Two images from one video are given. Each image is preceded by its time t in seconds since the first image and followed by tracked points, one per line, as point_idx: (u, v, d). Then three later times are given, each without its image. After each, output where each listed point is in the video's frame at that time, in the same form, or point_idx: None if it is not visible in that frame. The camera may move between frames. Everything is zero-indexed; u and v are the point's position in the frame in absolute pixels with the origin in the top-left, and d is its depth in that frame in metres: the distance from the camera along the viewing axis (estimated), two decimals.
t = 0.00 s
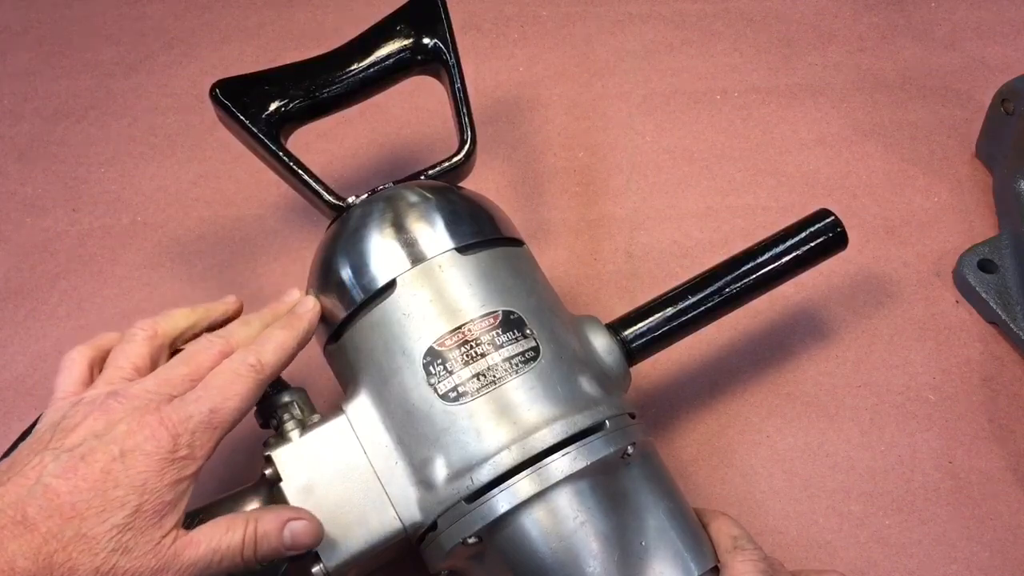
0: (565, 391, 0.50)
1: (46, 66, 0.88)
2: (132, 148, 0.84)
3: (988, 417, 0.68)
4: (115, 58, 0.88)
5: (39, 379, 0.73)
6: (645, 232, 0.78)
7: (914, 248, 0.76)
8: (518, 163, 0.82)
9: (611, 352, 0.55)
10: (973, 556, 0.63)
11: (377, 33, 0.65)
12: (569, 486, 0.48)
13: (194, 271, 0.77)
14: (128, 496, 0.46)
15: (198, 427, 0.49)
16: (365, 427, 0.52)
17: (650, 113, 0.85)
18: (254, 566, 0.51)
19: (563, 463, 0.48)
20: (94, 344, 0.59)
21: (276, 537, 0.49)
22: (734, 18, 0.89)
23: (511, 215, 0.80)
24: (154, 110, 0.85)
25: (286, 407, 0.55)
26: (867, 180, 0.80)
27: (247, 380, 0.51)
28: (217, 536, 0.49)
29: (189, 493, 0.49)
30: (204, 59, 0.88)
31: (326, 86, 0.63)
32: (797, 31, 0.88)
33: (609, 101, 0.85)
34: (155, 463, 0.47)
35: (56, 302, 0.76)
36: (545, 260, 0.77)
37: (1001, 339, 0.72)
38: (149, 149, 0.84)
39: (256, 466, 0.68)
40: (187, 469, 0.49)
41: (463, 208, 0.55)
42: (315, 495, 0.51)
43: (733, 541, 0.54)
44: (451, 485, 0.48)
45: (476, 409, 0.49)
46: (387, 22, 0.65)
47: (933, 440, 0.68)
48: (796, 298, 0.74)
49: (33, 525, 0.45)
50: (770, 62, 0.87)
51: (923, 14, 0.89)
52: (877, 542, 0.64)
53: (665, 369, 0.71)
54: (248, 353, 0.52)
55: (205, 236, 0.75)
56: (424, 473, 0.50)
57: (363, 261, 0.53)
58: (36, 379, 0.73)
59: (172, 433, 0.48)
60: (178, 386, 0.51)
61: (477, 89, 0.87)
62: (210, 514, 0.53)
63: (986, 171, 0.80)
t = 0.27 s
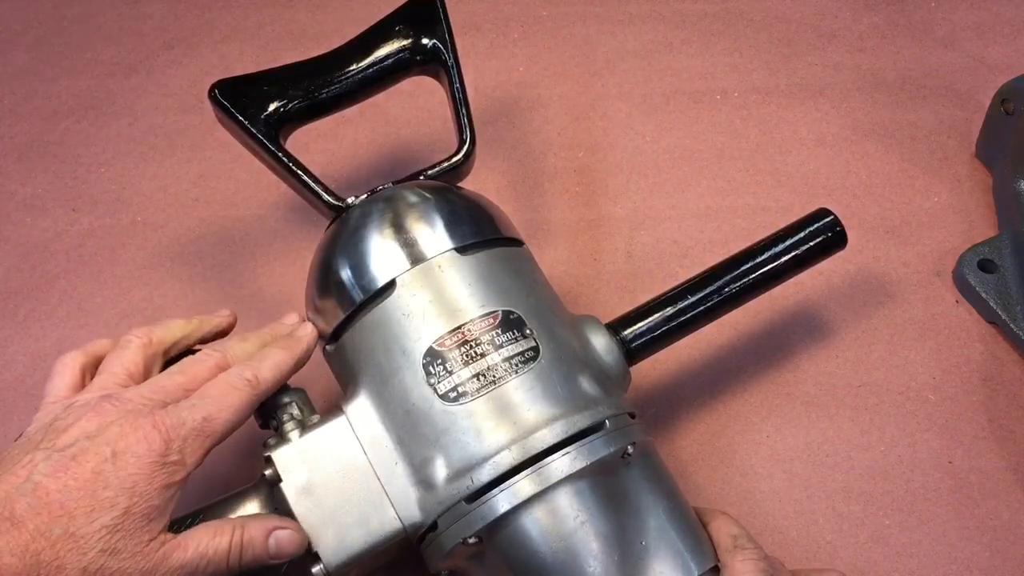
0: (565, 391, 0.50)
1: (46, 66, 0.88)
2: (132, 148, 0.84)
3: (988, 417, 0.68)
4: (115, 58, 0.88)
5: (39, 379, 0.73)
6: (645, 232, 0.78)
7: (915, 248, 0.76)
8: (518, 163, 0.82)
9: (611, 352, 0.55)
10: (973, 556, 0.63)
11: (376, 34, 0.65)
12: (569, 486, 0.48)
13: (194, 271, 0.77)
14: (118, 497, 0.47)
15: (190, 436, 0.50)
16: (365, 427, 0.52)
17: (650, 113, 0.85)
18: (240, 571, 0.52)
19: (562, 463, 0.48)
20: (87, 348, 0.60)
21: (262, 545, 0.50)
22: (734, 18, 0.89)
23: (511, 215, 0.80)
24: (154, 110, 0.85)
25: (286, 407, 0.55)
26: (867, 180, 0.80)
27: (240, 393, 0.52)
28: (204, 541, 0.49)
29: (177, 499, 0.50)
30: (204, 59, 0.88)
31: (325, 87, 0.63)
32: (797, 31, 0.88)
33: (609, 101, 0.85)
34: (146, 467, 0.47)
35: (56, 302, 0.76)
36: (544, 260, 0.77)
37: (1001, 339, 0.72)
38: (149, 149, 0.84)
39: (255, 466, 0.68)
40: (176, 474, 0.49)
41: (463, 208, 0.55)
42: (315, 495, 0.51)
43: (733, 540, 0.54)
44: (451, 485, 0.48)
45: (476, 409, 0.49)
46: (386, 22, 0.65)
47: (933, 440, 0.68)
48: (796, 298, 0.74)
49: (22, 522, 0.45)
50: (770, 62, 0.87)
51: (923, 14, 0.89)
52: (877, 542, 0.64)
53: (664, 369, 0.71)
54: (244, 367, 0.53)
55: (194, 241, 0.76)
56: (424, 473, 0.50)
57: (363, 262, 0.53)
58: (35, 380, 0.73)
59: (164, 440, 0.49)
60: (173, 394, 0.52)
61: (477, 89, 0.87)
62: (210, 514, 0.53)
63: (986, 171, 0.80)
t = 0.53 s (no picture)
0: (565, 391, 0.50)
1: (47, 66, 0.88)
2: (132, 148, 0.84)
3: (988, 416, 0.68)
4: (116, 58, 0.89)
5: (39, 379, 0.73)
6: (645, 232, 0.78)
7: (915, 248, 0.76)
8: (518, 163, 0.82)
9: (611, 352, 0.55)
10: (974, 556, 0.63)
11: (376, 34, 0.65)
12: (569, 486, 0.48)
13: (194, 271, 0.77)
14: (119, 492, 0.47)
15: (191, 434, 0.50)
16: (365, 427, 0.52)
17: (650, 113, 0.85)
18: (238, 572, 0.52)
19: (562, 463, 0.48)
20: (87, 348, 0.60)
21: (260, 545, 0.50)
22: (734, 18, 0.89)
23: (511, 216, 0.80)
24: (154, 110, 0.85)
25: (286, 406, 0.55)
26: (867, 180, 0.80)
27: (240, 393, 0.52)
28: (202, 540, 0.49)
29: (174, 496, 0.50)
30: (204, 59, 0.88)
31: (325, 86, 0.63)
32: (797, 31, 0.88)
33: (609, 100, 0.85)
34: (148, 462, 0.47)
35: (56, 302, 0.76)
36: (544, 260, 0.77)
37: (1001, 339, 0.72)
38: (149, 149, 0.84)
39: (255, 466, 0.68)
40: (175, 472, 0.49)
41: (463, 208, 0.55)
42: (315, 495, 0.51)
43: (733, 541, 0.54)
44: (451, 485, 0.48)
45: (476, 409, 0.49)
46: (386, 22, 0.65)
47: (933, 440, 0.68)
48: (796, 298, 0.74)
49: (20, 517, 0.45)
50: (770, 62, 0.87)
51: (923, 14, 0.89)
52: (877, 542, 0.64)
53: (664, 369, 0.71)
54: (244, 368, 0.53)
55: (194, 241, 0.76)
56: (424, 472, 0.50)
57: (363, 262, 0.53)
58: (35, 379, 0.73)
59: (165, 436, 0.49)
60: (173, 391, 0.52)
61: (477, 89, 0.87)
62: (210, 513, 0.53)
63: (987, 171, 0.80)
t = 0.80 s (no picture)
0: (565, 391, 0.50)
1: (46, 65, 0.88)
2: (132, 148, 0.84)
3: (988, 417, 0.68)
4: (115, 58, 0.88)
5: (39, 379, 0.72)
6: (645, 232, 0.78)
7: (915, 248, 0.76)
8: (518, 163, 0.82)
9: (611, 352, 0.55)
10: (974, 556, 0.63)
11: (376, 34, 0.65)
12: (568, 486, 0.48)
13: (194, 271, 0.77)
14: (89, 399, 0.43)
15: (176, 363, 0.47)
16: (365, 427, 0.52)
17: (650, 113, 0.85)
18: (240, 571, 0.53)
19: (562, 464, 0.48)
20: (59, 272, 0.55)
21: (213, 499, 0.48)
22: (734, 18, 0.89)
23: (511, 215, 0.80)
24: (154, 110, 0.85)
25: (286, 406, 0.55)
26: (867, 180, 0.80)
27: (237, 341, 0.50)
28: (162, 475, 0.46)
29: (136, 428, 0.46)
30: (204, 59, 0.88)
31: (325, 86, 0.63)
32: (797, 31, 0.88)
33: (609, 100, 0.85)
34: (123, 383, 0.44)
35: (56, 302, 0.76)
36: (544, 260, 0.77)
37: (1001, 339, 0.72)
38: (149, 149, 0.84)
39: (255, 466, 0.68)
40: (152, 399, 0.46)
41: (463, 208, 0.55)
42: (315, 496, 0.51)
43: (733, 541, 0.54)
44: (451, 485, 0.48)
45: (476, 409, 0.49)
46: (386, 22, 0.65)
47: (933, 440, 0.68)
48: (796, 298, 0.74)
49: None
50: (770, 62, 0.87)
51: (923, 14, 0.90)
52: (877, 542, 0.64)
53: (664, 369, 0.71)
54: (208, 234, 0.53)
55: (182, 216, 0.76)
56: (424, 473, 0.50)
57: (363, 262, 0.53)
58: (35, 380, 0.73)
59: (145, 350, 0.46)
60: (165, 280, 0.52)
61: (477, 89, 0.87)
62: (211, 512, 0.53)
63: (987, 171, 0.80)
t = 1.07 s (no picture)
0: (565, 391, 0.50)
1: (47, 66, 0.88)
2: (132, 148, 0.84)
3: (988, 417, 0.68)
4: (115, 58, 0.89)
5: (39, 380, 0.73)
6: (645, 232, 0.78)
7: (915, 248, 0.76)
8: (518, 163, 0.82)
9: (611, 352, 0.55)
10: (973, 556, 0.63)
11: (376, 34, 0.65)
12: (568, 486, 0.48)
13: (194, 271, 0.77)
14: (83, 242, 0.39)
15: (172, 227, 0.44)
16: (365, 427, 0.52)
17: (650, 112, 0.85)
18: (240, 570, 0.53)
19: (562, 464, 0.48)
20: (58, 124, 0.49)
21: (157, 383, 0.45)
22: (734, 18, 0.89)
23: (511, 215, 0.80)
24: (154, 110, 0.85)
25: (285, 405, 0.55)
26: (867, 180, 0.80)
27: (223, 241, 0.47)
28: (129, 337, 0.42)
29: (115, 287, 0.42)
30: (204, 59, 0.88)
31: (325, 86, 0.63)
32: (797, 31, 0.88)
33: (609, 100, 0.85)
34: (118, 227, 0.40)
35: (56, 302, 0.76)
36: (544, 260, 0.77)
37: (1001, 339, 0.72)
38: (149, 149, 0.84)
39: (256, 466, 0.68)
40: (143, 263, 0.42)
41: (463, 208, 0.55)
42: (315, 496, 0.51)
43: (734, 542, 0.54)
44: (451, 485, 0.48)
45: (476, 409, 0.49)
46: (386, 22, 0.65)
47: (933, 440, 0.68)
48: (796, 298, 0.74)
49: None
50: (770, 62, 0.87)
51: (923, 14, 0.89)
52: (877, 542, 0.64)
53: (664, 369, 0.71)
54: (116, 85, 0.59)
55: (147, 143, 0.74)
56: (424, 473, 0.50)
57: (364, 262, 0.53)
58: (36, 379, 0.73)
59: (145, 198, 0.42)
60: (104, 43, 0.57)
61: (477, 89, 0.87)
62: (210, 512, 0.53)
63: (987, 171, 0.80)
